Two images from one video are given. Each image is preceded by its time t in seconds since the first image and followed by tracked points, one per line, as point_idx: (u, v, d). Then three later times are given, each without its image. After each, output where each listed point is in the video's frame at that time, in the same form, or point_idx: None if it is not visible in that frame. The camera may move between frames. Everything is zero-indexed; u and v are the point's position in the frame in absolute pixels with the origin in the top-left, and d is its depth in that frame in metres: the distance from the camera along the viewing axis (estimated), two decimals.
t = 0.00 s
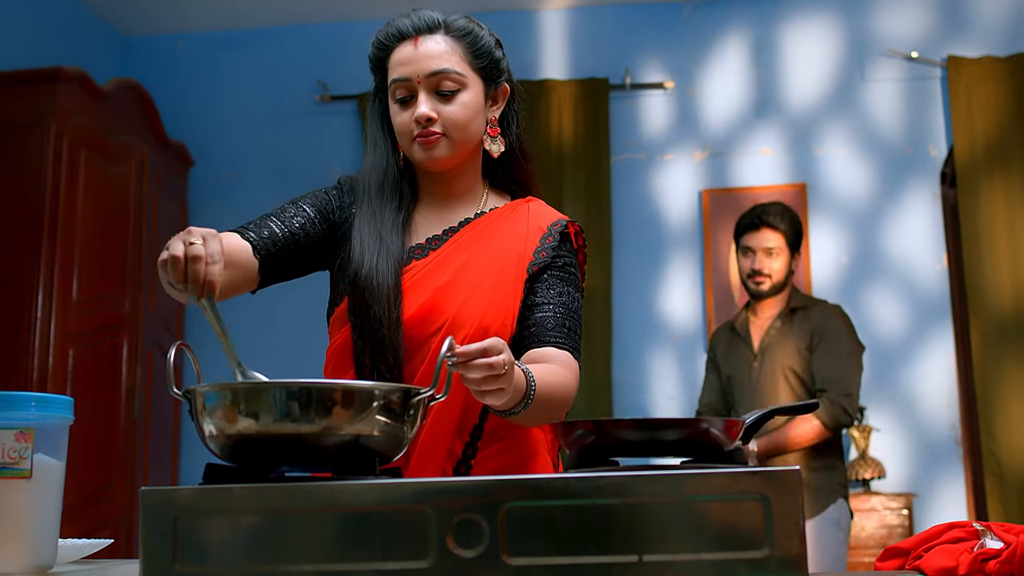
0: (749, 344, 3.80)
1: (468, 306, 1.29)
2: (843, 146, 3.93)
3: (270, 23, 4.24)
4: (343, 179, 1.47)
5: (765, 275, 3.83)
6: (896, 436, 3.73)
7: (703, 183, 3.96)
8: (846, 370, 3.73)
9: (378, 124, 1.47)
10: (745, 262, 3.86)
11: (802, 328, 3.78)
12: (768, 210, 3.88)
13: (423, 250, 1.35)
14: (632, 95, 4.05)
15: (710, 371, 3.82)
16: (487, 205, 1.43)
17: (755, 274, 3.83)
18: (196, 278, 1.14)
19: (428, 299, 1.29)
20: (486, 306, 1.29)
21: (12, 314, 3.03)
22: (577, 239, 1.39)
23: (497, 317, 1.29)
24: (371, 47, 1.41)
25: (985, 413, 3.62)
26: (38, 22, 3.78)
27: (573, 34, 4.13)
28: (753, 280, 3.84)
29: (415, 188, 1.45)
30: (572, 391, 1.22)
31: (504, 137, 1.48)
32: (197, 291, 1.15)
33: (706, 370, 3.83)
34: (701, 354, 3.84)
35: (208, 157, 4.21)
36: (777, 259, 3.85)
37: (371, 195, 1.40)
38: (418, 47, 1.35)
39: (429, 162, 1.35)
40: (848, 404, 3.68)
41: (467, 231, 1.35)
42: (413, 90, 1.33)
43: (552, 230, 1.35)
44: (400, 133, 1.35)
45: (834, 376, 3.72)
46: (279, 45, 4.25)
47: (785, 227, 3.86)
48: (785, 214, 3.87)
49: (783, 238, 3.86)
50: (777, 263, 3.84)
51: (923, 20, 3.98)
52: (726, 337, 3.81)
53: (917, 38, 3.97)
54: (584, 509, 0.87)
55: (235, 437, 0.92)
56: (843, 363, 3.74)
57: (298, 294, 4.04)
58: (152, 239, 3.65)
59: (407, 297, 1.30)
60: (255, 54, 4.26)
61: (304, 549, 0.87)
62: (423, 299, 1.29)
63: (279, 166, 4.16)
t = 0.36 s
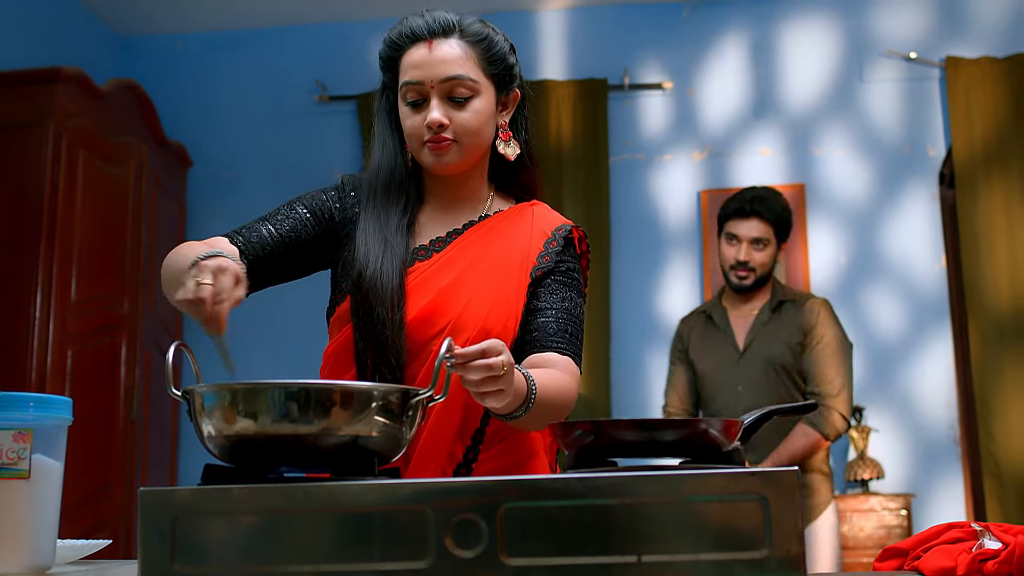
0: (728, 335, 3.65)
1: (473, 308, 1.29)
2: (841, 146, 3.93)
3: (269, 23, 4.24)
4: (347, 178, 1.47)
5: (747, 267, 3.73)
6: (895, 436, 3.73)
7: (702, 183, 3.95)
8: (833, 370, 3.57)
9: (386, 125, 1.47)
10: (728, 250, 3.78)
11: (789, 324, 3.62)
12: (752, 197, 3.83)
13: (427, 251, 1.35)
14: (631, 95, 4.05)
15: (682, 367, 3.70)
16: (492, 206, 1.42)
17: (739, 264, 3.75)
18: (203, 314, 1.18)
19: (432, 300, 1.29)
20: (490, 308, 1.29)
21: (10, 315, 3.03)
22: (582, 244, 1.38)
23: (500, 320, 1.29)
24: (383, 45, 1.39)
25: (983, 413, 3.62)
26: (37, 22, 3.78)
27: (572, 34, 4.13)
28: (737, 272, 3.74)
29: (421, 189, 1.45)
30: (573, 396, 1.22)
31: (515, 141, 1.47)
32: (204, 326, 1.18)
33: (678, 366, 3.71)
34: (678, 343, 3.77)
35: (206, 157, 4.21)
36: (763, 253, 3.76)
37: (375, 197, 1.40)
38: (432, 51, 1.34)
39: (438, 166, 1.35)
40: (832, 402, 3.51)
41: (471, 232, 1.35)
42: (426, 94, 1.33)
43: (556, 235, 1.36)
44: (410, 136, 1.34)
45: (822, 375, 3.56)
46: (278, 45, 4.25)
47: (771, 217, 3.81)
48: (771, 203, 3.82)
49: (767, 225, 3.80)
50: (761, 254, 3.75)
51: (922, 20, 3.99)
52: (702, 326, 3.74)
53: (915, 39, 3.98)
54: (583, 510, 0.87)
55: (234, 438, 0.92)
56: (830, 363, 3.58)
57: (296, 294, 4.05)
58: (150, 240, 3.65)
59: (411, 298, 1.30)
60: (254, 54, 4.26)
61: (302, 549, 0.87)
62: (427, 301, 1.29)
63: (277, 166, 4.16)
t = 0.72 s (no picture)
0: (700, 308, 3.77)
1: (465, 306, 1.29)
2: (841, 146, 3.93)
3: (269, 23, 4.24)
4: (340, 183, 1.46)
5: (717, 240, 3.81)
6: (894, 436, 3.73)
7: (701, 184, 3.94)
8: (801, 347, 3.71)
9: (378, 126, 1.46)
10: (699, 222, 3.84)
11: (761, 301, 3.76)
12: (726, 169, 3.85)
13: (421, 250, 1.35)
14: (630, 96, 4.05)
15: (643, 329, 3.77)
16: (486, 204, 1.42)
17: (708, 237, 3.82)
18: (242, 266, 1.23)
19: (424, 299, 1.29)
20: (482, 306, 1.29)
21: (10, 315, 3.03)
22: (577, 240, 1.38)
23: (493, 318, 1.29)
24: (371, 48, 1.38)
25: (983, 413, 3.62)
26: (36, 22, 3.78)
27: (572, 35, 4.13)
28: (705, 245, 3.82)
29: (415, 189, 1.45)
30: (570, 391, 1.22)
31: (502, 142, 1.47)
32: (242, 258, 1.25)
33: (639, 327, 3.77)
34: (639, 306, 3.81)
35: (206, 157, 4.21)
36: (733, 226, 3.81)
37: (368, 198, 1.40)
38: (418, 53, 1.33)
39: (428, 167, 1.34)
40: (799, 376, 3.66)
41: (464, 231, 1.35)
42: (413, 97, 1.32)
43: (551, 230, 1.35)
44: (399, 138, 1.34)
45: (789, 350, 3.70)
46: (279, 45, 4.24)
47: (747, 190, 3.82)
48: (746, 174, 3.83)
49: (740, 196, 3.82)
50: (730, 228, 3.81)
51: (921, 20, 3.99)
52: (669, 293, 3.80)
53: (915, 39, 3.98)
54: (582, 510, 0.87)
55: (233, 438, 0.92)
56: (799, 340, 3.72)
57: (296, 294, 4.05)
58: (150, 240, 3.65)
59: (404, 297, 1.30)
60: (254, 54, 4.26)
61: (302, 550, 0.87)
62: (420, 300, 1.29)
63: (277, 166, 4.16)
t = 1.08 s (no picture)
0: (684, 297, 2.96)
1: (457, 305, 1.28)
2: (840, 147, 3.93)
3: (269, 24, 4.24)
4: (334, 191, 1.46)
5: (700, 216, 3.08)
6: (893, 437, 3.73)
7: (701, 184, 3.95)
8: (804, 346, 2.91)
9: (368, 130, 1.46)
10: (682, 199, 3.13)
11: (751, 289, 3.00)
12: (713, 139, 3.14)
13: (414, 249, 1.34)
14: (630, 96, 4.05)
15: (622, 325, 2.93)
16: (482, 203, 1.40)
17: (692, 214, 3.09)
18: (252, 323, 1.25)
19: (416, 297, 1.28)
20: (474, 304, 1.28)
21: (9, 315, 3.03)
22: (575, 237, 1.35)
23: (485, 316, 1.28)
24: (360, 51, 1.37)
25: (982, 414, 3.63)
26: (35, 22, 3.77)
27: (571, 35, 4.13)
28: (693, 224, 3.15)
29: (408, 190, 1.43)
30: (571, 388, 1.21)
31: (490, 141, 1.43)
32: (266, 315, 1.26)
33: (617, 323, 2.94)
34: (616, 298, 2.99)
35: (205, 157, 4.21)
36: (718, 203, 3.10)
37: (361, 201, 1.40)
38: (400, 52, 1.31)
39: (414, 166, 1.32)
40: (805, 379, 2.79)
41: (459, 229, 1.34)
42: (397, 95, 1.30)
43: (545, 228, 1.33)
44: (386, 137, 1.32)
45: (789, 347, 2.88)
46: (279, 46, 4.24)
47: (734, 166, 3.12)
48: (736, 147, 3.14)
49: (722, 171, 3.12)
50: (715, 204, 3.09)
51: (921, 21, 3.99)
52: (648, 281, 3.01)
53: (914, 40, 3.98)
54: (582, 510, 0.87)
55: (233, 439, 0.92)
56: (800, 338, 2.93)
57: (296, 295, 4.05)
58: (149, 240, 3.65)
59: (396, 296, 1.29)
60: (254, 54, 4.26)
61: (301, 550, 0.87)
62: (412, 298, 1.29)
63: (276, 166, 4.16)
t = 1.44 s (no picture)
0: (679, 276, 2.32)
1: (457, 306, 1.28)
2: (839, 149, 3.94)
3: (268, 27, 4.24)
4: (331, 199, 1.44)
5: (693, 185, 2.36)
6: (892, 439, 3.73)
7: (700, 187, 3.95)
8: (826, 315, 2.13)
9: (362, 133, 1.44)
10: (672, 168, 2.42)
11: (757, 251, 2.28)
12: (708, 99, 2.44)
13: (411, 250, 1.33)
14: (629, 99, 4.05)
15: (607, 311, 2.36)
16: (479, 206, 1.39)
17: (683, 182, 2.37)
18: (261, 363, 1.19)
19: (416, 299, 1.28)
20: (473, 305, 1.28)
21: (9, 318, 3.03)
22: (570, 237, 1.35)
23: (484, 316, 1.28)
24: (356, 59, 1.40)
25: (981, 416, 3.63)
26: (34, 25, 3.78)
27: (570, 38, 4.13)
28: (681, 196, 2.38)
29: (401, 196, 1.42)
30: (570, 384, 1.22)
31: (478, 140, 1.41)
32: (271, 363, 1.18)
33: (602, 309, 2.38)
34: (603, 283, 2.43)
35: (204, 160, 4.21)
36: (714, 170, 2.38)
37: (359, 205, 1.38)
38: (383, 54, 1.32)
39: (395, 165, 1.32)
40: (810, 351, 2.08)
41: (457, 230, 1.34)
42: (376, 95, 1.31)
43: (540, 228, 1.33)
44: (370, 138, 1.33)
45: (800, 317, 2.13)
46: (277, 48, 4.25)
47: (732, 131, 2.42)
48: (735, 109, 2.44)
49: (719, 136, 2.42)
50: (710, 171, 2.38)
51: (919, 23, 3.99)
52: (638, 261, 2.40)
53: (913, 42, 3.98)
54: (582, 513, 0.87)
55: (231, 441, 0.92)
56: (821, 306, 2.16)
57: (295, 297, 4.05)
58: (148, 243, 3.65)
59: (395, 297, 1.29)
60: (253, 57, 4.26)
61: (301, 553, 0.87)
62: (411, 300, 1.28)
63: (276, 169, 4.16)
